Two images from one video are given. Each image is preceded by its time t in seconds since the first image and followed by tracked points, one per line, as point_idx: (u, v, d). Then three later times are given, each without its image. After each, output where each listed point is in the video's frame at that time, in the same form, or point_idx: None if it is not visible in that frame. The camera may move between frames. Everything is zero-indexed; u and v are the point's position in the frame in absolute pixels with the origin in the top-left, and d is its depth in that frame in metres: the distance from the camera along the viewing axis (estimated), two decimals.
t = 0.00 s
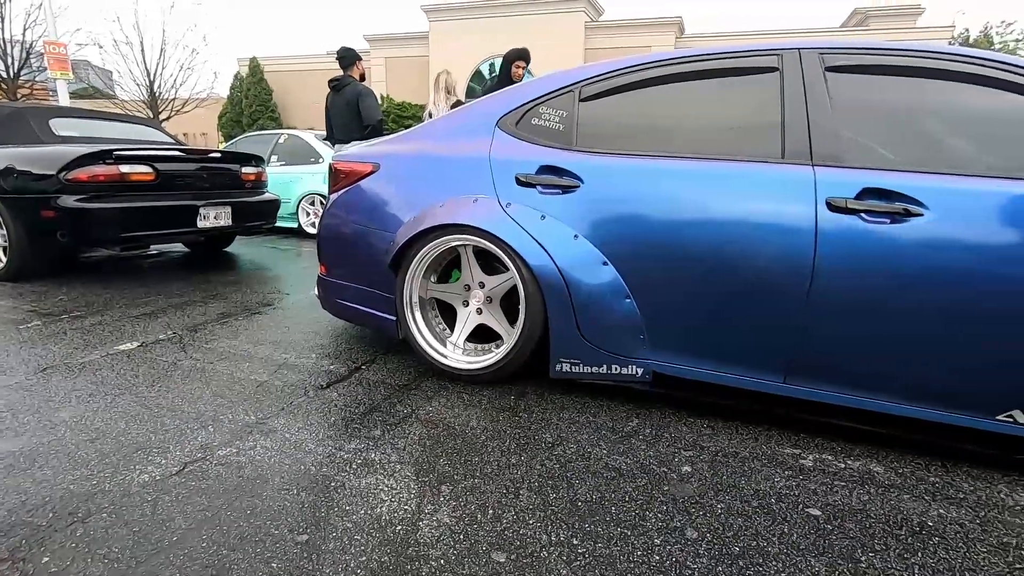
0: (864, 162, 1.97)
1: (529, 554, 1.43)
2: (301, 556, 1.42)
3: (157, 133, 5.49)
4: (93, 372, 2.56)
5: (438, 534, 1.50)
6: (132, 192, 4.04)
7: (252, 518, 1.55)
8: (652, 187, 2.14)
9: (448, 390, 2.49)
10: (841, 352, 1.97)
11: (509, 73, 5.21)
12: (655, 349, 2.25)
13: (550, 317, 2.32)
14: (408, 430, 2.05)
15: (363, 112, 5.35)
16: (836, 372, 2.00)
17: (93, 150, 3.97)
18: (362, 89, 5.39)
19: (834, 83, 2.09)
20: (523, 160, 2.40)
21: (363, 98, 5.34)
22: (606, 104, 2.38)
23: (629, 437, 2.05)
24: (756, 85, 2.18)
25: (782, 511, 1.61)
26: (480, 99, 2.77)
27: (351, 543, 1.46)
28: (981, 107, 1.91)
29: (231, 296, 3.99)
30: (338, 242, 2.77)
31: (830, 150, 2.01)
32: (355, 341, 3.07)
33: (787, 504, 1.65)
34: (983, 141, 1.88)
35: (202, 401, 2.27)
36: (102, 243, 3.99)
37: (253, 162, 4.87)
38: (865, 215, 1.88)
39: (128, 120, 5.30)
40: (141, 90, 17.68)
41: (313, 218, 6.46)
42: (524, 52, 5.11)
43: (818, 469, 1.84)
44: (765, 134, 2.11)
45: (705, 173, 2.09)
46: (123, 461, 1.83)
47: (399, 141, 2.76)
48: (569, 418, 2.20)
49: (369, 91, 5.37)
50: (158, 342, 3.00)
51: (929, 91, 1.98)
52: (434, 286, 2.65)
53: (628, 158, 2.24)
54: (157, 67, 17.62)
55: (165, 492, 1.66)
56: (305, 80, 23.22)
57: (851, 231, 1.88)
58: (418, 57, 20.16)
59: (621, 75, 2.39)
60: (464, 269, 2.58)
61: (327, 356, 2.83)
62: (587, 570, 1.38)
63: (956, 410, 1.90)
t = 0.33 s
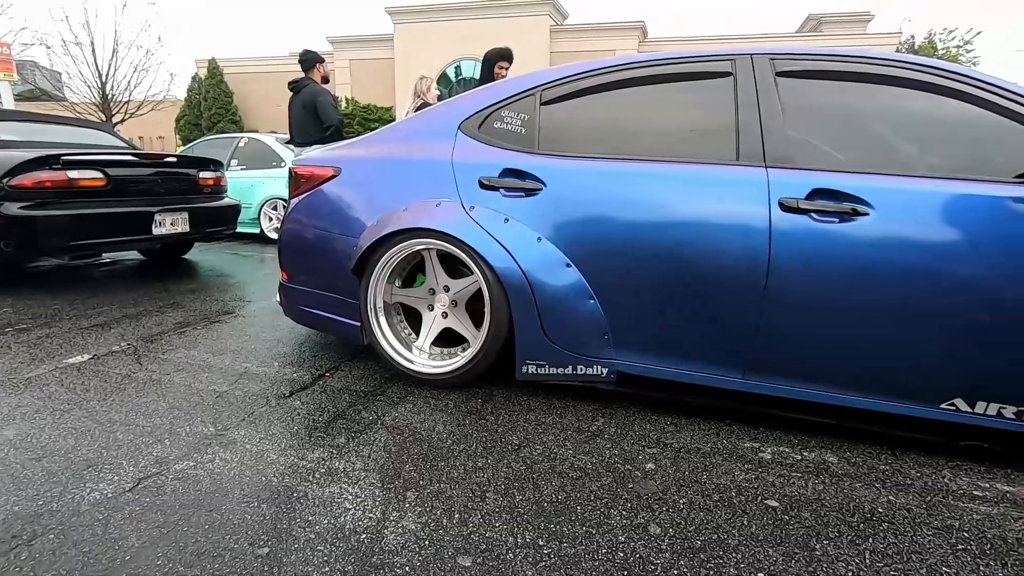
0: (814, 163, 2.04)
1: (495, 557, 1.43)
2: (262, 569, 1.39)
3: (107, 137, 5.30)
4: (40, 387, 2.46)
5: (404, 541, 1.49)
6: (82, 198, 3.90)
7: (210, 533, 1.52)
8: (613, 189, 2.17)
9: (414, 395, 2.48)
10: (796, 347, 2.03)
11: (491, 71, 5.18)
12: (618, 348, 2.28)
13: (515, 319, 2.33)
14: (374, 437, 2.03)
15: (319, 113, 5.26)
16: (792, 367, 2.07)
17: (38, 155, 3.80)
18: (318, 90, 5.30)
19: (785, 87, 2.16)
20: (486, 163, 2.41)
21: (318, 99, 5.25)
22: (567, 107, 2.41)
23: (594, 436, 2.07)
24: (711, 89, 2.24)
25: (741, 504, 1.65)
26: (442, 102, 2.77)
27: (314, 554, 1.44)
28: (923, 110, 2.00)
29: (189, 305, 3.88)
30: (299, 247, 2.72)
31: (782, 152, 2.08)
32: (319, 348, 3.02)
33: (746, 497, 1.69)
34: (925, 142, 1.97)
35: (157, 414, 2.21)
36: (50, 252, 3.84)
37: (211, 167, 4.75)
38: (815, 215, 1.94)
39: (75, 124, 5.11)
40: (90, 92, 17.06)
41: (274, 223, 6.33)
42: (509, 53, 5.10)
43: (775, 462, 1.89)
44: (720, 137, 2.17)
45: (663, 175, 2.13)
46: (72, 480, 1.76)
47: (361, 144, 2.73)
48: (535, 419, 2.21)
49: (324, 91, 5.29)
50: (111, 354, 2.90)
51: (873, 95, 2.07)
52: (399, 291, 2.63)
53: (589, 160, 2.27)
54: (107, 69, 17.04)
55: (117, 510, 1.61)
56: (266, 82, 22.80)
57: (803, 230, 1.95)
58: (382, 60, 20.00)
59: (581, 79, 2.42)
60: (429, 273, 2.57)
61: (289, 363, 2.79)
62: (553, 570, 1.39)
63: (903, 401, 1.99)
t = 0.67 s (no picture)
0: (766, 165, 2.10)
1: (459, 561, 1.43)
2: None
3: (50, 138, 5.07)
4: None
5: (366, 549, 1.48)
6: (24, 203, 3.71)
7: (163, 549, 1.47)
8: (573, 190, 2.19)
9: (377, 400, 2.45)
10: (752, 343, 2.09)
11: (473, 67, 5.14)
12: (581, 348, 2.30)
13: (478, 321, 2.33)
14: (336, 444, 2.00)
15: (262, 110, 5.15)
16: (749, 362, 2.12)
17: None
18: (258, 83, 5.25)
19: (737, 91, 2.22)
20: (447, 165, 2.40)
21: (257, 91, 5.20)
22: (527, 109, 2.43)
23: (558, 436, 2.09)
24: (666, 93, 2.28)
25: (700, 498, 1.69)
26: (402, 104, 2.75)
27: (272, 567, 1.42)
28: (868, 114, 2.08)
29: (141, 313, 3.75)
30: (257, 252, 2.67)
31: (736, 154, 2.13)
32: (279, 355, 2.96)
33: (704, 490, 1.74)
34: (870, 144, 2.05)
35: (106, 427, 2.13)
36: None
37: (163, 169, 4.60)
38: (768, 215, 2.00)
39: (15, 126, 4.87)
40: (32, 92, 16.32)
41: (231, 227, 6.17)
42: (493, 48, 5.06)
43: (733, 455, 1.94)
44: (675, 140, 2.22)
45: (622, 177, 2.17)
46: (13, 500, 1.68)
47: (319, 146, 2.69)
48: (500, 421, 2.22)
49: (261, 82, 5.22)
50: (56, 366, 2.79)
51: (820, 99, 2.15)
52: (361, 295, 2.60)
53: (550, 162, 2.29)
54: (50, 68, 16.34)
55: (62, 530, 1.55)
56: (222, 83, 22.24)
57: (756, 230, 2.00)
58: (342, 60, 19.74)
59: (540, 82, 2.44)
60: (391, 277, 2.54)
61: (248, 371, 2.72)
62: (517, 571, 1.40)
63: (853, 393, 2.06)
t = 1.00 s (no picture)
0: (718, 167, 2.16)
1: (419, 565, 1.43)
2: None
3: None
4: None
5: (323, 557, 1.46)
6: None
7: (108, 567, 1.42)
8: (532, 192, 2.21)
9: (338, 406, 2.42)
10: (707, 340, 2.14)
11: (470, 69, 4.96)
12: (543, 349, 2.32)
13: (439, 323, 2.32)
14: (294, 451, 1.97)
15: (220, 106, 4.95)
16: (705, 359, 2.18)
17: None
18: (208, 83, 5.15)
19: (690, 95, 2.28)
20: (405, 167, 2.38)
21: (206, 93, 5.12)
22: (485, 111, 2.43)
23: (520, 436, 2.10)
24: (622, 96, 2.32)
25: (658, 493, 1.73)
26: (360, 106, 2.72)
27: None
28: (815, 118, 2.16)
29: (88, 321, 3.61)
30: (210, 256, 2.60)
31: (689, 156, 2.19)
32: (235, 362, 2.89)
33: (662, 485, 1.77)
34: (817, 147, 2.13)
35: (48, 442, 2.04)
36: None
37: (110, 170, 4.43)
38: (721, 215, 2.06)
39: None
40: None
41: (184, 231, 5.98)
42: (486, 50, 4.94)
43: (690, 450, 1.99)
44: (631, 142, 2.26)
45: (580, 179, 2.19)
46: None
47: (274, 148, 2.64)
48: (462, 423, 2.21)
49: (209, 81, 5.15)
50: None
51: (769, 104, 2.22)
52: (319, 299, 2.56)
53: (510, 164, 2.30)
54: None
55: None
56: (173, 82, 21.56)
57: (709, 230, 2.06)
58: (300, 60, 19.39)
59: (498, 84, 2.45)
60: (350, 280, 2.51)
61: (202, 380, 2.65)
62: (477, 573, 1.41)
63: (803, 386, 2.14)
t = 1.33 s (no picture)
0: (673, 170, 2.20)
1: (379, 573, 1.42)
2: None
3: None
4: None
5: (281, 569, 1.43)
6: None
7: None
8: (492, 196, 2.21)
9: (298, 414, 2.38)
10: (666, 340, 2.19)
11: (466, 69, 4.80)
12: (505, 351, 2.33)
13: (401, 328, 2.31)
14: (251, 462, 1.92)
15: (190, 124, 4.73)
16: (665, 358, 2.22)
17: None
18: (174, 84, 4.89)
19: (646, 100, 2.32)
20: (364, 171, 2.36)
21: (170, 98, 4.84)
22: (445, 115, 2.43)
23: (483, 439, 2.10)
24: (580, 101, 2.35)
25: (619, 491, 1.76)
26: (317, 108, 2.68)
27: None
28: (765, 123, 2.24)
29: (30, 332, 3.45)
30: (161, 263, 2.51)
31: (646, 160, 2.23)
32: (190, 371, 2.80)
33: (623, 483, 1.80)
34: (768, 151, 2.20)
35: None
36: None
37: (53, 174, 4.25)
38: (676, 218, 2.10)
39: None
40: None
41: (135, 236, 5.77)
42: (486, 49, 4.81)
43: (650, 448, 2.03)
44: (589, 146, 2.29)
45: (539, 182, 2.21)
46: None
47: (229, 151, 2.58)
48: (425, 428, 2.20)
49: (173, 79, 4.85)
50: None
51: (722, 108, 2.28)
52: (277, 305, 2.51)
53: (470, 167, 2.30)
54: None
55: None
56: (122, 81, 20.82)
57: (666, 232, 2.10)
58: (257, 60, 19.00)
59: (457, 88, 2.45)
60: (309, 285, 2.47)
61: (154, 391, 2.56)
62: None
63: (758, 383, 2.20)
